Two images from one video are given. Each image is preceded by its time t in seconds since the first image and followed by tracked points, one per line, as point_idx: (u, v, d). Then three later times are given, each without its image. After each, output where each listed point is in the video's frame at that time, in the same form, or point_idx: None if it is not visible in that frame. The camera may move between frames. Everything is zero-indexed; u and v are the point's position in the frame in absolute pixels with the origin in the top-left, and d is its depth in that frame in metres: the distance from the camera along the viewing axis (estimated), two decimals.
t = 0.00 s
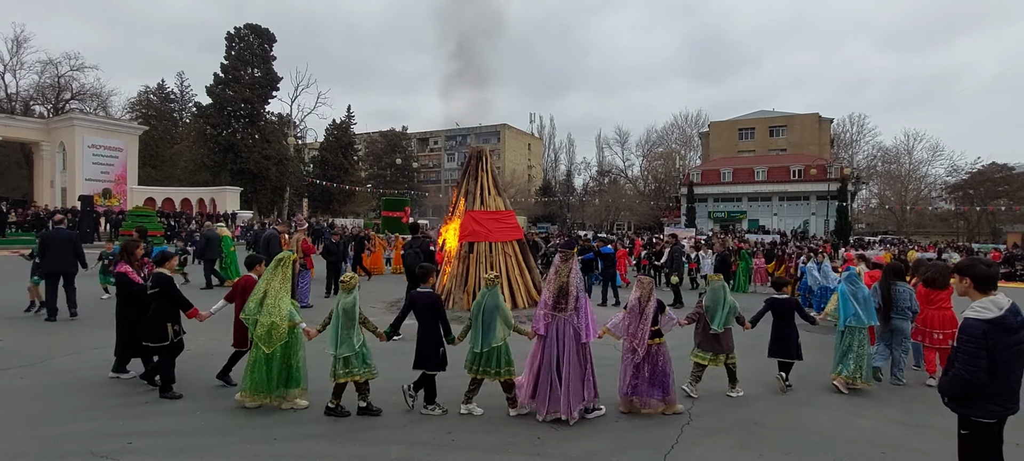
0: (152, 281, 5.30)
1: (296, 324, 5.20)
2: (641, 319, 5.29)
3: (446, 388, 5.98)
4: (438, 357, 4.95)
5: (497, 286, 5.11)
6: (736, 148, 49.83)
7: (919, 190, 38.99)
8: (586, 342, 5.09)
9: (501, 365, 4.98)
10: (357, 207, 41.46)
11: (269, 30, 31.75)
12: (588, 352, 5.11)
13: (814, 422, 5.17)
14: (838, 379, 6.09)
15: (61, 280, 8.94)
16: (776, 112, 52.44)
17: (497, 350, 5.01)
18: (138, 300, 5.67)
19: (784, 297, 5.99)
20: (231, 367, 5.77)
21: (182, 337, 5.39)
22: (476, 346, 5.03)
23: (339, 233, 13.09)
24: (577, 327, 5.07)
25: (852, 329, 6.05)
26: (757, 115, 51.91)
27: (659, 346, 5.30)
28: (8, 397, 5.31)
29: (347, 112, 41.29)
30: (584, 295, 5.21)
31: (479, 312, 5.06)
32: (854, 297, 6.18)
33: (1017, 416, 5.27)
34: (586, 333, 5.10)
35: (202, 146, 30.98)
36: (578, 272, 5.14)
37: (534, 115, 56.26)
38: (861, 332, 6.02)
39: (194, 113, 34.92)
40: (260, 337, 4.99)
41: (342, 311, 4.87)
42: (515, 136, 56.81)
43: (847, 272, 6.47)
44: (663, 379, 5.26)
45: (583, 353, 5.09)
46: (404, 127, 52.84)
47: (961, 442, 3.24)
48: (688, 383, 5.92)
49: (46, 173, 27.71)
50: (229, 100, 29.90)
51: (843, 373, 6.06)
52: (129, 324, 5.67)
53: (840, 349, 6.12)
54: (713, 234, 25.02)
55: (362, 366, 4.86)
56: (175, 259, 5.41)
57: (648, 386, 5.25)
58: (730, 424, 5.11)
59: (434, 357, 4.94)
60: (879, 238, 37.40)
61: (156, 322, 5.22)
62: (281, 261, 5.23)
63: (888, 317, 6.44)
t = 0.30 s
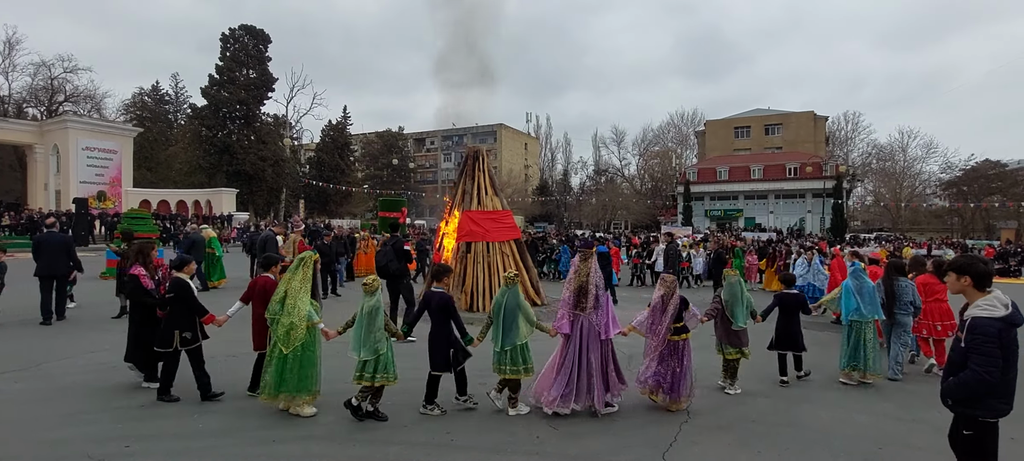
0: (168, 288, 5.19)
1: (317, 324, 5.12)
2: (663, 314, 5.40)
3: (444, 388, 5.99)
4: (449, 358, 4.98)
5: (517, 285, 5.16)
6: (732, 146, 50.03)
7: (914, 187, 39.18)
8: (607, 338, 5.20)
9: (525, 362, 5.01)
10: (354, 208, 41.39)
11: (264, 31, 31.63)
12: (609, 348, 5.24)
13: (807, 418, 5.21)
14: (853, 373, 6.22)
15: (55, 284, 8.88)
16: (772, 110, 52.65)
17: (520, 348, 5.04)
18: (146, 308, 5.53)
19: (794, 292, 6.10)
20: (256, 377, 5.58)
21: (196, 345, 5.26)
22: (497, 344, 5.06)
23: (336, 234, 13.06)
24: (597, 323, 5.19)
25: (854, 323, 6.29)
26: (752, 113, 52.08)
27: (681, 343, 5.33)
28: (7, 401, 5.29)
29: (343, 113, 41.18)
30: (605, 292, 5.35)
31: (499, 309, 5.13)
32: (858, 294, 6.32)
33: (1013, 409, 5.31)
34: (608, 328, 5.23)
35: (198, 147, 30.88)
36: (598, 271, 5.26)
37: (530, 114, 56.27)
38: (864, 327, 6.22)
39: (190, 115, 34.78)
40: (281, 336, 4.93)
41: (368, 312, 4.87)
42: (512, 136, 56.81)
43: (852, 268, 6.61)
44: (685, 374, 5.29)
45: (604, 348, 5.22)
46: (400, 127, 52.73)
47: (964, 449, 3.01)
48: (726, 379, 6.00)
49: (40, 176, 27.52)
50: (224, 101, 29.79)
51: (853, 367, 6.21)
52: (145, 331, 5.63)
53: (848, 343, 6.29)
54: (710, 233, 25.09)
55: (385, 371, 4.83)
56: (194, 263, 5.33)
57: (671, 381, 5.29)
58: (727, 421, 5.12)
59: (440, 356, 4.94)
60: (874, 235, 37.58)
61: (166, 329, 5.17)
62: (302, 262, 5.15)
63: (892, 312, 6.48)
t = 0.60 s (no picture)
0: (196, 290, 5.19)
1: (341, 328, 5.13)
2: (684, 312, 5.43)
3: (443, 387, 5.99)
4: (464, 361, 4.97)
5: (534, 287, 5.20)
6: (731, 144, 50.06)
7: (913, 184, 39.21)
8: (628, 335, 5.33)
9: (542, 363, 5.09)
10: (353, 208, 41.40)
11: (262, 32, 31.60)
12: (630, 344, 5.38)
13: (807, 416, 5.22)
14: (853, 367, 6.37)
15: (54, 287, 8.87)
16: (770, 108, 52.68)
17: (539, 348, 5.12)
18: (168, 309, 5.36)
19: (803, 289, 6.34)
20: (268, 376, 5.54)
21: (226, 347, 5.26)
22: (515, 343, 5.12)
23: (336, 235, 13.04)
24: (617, 321, 5.28)
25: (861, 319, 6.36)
26: (751, 112, 52.11)
27: (698, 341, 5.35)
28: (8, 403, 5.30)
29: (341, 113, 41.11)
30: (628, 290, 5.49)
31: (518, 310, 5.15)
32: (864, 289, 6.37)
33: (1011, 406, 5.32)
34: (629, 326, 5.34)
35: (197, 149, 30.83)
36: (619, 270, 5.34)
37: (529, 114, 56.25)
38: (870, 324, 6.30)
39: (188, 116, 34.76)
40: (307, 342, 4.94)
41: (393, 315, 4.86)
42: (510, 135, 56.79)
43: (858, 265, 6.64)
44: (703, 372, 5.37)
45: (624, 345, 5.35)
46: (399, 127, 52.66)
47: (962, 448, 2.99)
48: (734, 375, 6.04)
49: (38, 179, 27.49)
50: (223, 102, 29.75)
51: (859, 363, 6.29)
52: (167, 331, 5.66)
53: (854, 339, 6.41)
54: (710, 231, 25.12)
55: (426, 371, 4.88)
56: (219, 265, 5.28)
57: (689, 380, 5.32)
58: (726, 420, 5.13)
59: (454, 359, 4.96)
60: (874, 232, 37.64)
61: (196, 332, 5.11)
62: (323, 266, 5.13)
63: (898, 308, 6.54)
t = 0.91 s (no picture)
0: (222, 292, 5.13)
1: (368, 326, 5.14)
2: (704, 306, 5.64)
3: (443, 387, 5.98)
4: (500, 358, 4.99)
5: (554, 284, 5.19)
6: (731, 143, 50.01)
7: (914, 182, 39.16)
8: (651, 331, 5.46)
9: (562, 359, 5.11)
10: (354, 208, 41.41)
11: (262, 31, 31.58)
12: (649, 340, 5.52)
13: (806, 414, 5.21)
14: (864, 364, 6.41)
15: (53, 284, 8.91)
16: (771, 107, 52.64)
17: (560, 346, 5.13)
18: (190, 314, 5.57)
19: (810, 286, 6.37)
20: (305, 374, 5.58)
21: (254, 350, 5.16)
22: (537, 340, 5.17)
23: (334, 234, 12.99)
24: (638, 319, 5.39)
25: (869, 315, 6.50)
26: (751, 110, 52.06)
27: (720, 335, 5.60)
28: (8, 403, 5.30)
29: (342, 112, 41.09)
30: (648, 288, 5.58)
31: (541, 307, 5.18)
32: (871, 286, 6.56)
33: (1012, 405, 5.31)
34: (649, 323, 5.45)
35: (197, 148, 30.81)
36: (639, 268, 5.45)
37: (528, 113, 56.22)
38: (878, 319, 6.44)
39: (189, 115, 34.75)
40: (336, 343, 4.98)
41: (417, 314, 4.86)
42: (510, 134, 56.77)
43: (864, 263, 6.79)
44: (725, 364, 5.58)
45: (641, 343, 5.48)
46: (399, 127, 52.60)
47: (956, 447, 2.99)
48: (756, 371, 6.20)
49: (39, 178, 27.50)
50: (223, 102, 29.73)
51: (867, 358, 6.38)
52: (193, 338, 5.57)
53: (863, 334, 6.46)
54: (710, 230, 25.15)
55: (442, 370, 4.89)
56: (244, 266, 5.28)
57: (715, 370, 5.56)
58: (726, 419, 5.12)
59: (493, 356, 4.98)
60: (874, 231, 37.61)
61: (226, 331, 5.01)
62: (346, 265, 5.08)
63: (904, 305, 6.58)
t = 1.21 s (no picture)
0: (247, 290, 5.06)
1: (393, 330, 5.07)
2: (720, 306, 5.80)
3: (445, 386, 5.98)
4: (519, 356, 5.00)
5: (578, 282, 5.24)
6: (733, 142, 49.95)
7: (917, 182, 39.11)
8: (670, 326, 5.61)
9: (590, 357, 5.13)
10: (356, 207, 41.47)
11: (264, 31, 31.61)
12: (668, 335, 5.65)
13: (808, 413, 5.20)
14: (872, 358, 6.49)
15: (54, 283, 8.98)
16: (773, 106, 52.59)
17: (584, 345, 5.15)
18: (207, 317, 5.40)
19: (820, 284, 6.38)
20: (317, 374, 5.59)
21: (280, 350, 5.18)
22: (561, 339, 5.19)
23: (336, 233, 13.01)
24: (659, 313, 5.60)
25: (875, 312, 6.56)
26: (753, 109, 52.01)
27: (737, 334, 5.65)
28: (12, 403, 5.31)
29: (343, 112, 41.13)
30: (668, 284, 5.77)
31: (565, 306, 5.21)
32: (878, 285, 6.63)
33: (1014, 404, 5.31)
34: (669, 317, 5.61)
35: (199, 148, 30.85)
36: (660, 264, 5.65)
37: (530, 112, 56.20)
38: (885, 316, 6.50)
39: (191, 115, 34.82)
40: (358, 341, 4.90)
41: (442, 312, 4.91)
42: (512, 134, 56.79)
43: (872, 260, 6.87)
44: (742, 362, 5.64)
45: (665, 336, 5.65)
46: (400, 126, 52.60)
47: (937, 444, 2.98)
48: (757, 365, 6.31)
49: (42, 178, 27.58)
50: (225, 102, 29.78)
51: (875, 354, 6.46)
52: (217, 343, 5.45)
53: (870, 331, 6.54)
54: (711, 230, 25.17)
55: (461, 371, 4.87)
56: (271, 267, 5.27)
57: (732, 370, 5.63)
58: (729, 418, 5.10)
59: (517, 355, 5.00)
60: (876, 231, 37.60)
61: (250, 332, 5.06)
62: (377, 267, 5.16)
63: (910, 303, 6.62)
